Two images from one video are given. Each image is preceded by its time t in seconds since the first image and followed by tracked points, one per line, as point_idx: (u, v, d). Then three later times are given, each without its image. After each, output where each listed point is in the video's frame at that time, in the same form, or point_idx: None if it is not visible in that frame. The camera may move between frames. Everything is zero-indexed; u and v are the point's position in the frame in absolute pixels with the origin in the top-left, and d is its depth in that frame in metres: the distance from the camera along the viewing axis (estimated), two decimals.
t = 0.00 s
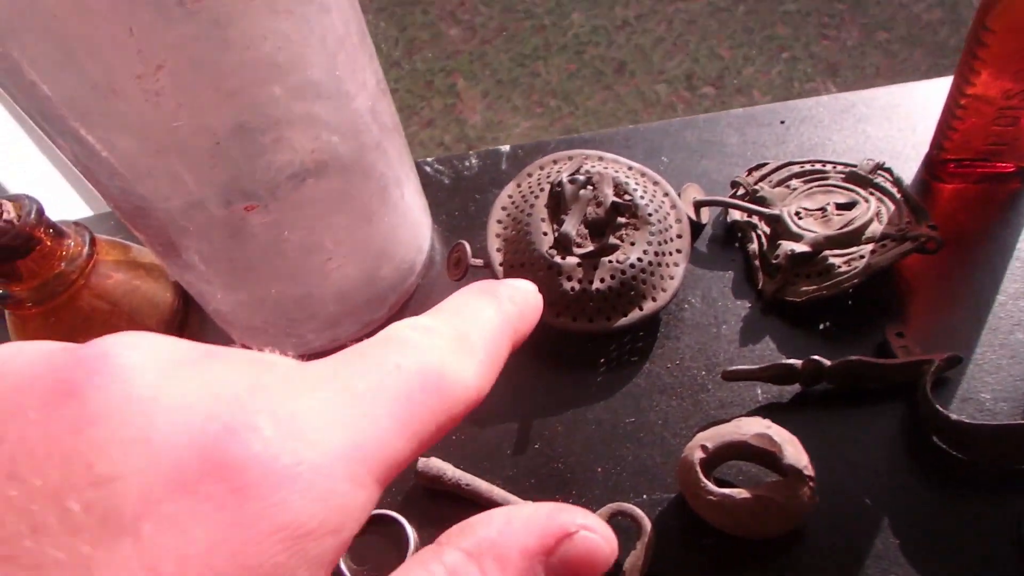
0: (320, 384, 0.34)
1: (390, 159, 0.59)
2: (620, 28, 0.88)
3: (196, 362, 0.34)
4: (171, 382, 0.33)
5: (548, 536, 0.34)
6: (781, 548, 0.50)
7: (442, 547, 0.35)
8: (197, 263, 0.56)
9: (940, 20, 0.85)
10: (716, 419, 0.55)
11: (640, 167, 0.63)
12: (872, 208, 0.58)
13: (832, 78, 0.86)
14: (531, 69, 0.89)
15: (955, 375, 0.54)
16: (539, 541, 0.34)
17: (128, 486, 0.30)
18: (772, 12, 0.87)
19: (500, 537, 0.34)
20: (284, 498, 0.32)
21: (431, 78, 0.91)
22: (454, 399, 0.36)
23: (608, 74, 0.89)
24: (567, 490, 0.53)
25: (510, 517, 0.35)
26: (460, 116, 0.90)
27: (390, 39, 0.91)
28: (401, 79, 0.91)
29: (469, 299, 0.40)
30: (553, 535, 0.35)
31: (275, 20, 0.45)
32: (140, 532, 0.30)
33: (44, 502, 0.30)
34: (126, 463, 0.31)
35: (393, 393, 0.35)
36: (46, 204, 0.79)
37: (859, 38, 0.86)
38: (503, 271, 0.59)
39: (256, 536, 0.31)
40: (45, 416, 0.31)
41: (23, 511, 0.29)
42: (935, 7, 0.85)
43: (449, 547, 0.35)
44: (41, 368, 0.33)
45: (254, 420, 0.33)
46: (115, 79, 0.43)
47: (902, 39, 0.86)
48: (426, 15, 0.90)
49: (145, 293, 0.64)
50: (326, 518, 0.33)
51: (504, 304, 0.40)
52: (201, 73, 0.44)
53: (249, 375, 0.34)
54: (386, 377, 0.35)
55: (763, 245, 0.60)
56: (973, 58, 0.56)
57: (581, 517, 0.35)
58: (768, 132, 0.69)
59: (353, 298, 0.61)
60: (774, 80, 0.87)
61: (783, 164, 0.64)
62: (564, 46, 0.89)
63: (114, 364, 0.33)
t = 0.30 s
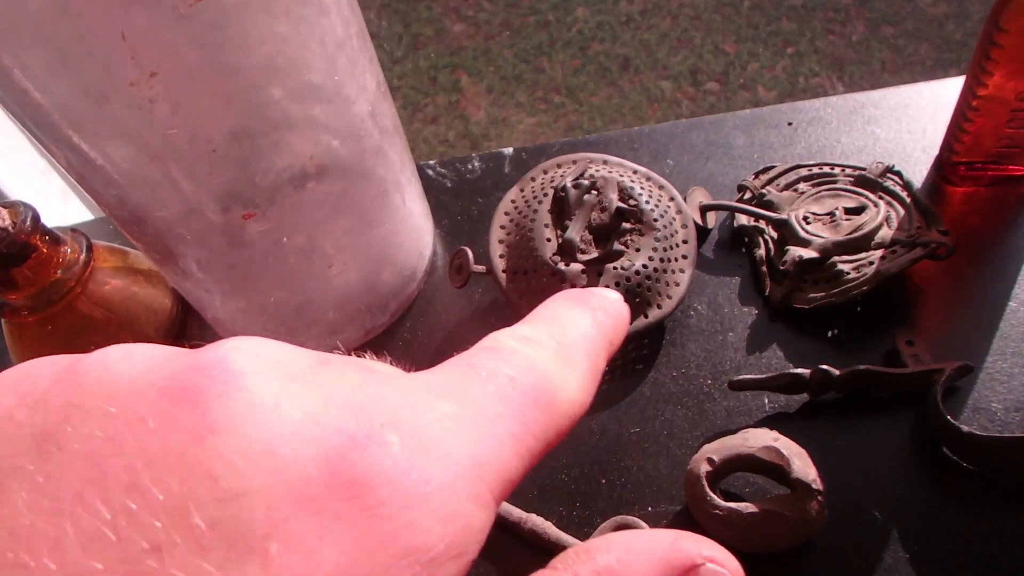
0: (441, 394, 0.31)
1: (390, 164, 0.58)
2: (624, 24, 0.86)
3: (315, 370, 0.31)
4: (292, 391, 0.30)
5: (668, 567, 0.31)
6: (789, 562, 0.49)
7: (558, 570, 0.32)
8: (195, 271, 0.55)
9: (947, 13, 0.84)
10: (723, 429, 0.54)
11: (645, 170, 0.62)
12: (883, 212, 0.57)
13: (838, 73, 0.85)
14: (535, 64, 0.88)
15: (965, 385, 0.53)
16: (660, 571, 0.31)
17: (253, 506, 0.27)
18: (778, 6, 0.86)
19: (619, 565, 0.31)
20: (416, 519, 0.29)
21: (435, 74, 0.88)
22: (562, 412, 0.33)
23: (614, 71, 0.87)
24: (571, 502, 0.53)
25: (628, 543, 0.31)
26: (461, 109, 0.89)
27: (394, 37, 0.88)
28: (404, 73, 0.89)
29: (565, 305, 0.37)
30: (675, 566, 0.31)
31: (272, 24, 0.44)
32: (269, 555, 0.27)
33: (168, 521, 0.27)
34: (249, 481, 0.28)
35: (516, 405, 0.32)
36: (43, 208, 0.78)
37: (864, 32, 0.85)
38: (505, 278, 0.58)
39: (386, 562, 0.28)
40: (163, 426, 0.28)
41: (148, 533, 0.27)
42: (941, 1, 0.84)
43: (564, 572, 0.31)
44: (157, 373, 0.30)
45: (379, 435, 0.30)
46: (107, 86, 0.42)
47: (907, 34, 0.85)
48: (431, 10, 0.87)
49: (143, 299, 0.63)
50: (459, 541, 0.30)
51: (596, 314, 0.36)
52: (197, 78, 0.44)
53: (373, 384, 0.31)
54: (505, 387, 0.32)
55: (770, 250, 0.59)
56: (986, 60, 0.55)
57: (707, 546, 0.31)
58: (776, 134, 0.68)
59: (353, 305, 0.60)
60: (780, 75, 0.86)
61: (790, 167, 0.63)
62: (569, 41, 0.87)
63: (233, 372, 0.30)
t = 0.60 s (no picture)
0: (359, 382, 0.34)
1: (400, 175, 0.59)
2: (624, 26, 0.88)
3: (236, 364, 0.34)
4: (216, 383, 0.32)
5: (574, 544, 0.34)
6: (784, 564, 0.51)
7: (469, 558, 0.34)
8: (210, 278, 0.57)
9: (941, 18, 0.85)
10: (722, 435, 0.56)
11: (647, 182, 0.64)
12: (875, 225, 0.59)
13: (833, 76, 0.88)
14: (535, 65, 0.89)
15: (955, 393, 0.55)
16: (567, 550, 0.34)
17: (179, 489, 0.30)
18: (775, 9, 0.87)
19: (528, 547, 0.34)
20: (335, 498, 0.32)
21: (437, 73, 0.90)
22: (487, 390, 0.36)
23: (613, 71, 0.89)
24: (575, 505, 0.54)
25: (538, 527, 0.34)
26: (465, 111, 0.91)
27: (394, 36, 0.90)
28: (405, 73, 0.90)
29: (494, 293, 0.40)
30: (578, 543, 0.34)
31: (291, 47, 0.46)
32: (194, 533, 0.29)
33: (98, 505, 0.29)
34: (174, 466, 0.30)
35: (431, 389, 0.35)
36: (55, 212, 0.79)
37: (860, 37, 0.87)
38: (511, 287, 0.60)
39: (307, 537, 0.31)
40: (90, 418, 0.31)
41: (72, 518, 0.28)
42: (935, 6, 0.85)
43: (477, 558, 0.33)
44: (81, 369, 0.32)
45: (298, 420, 0.33)
46: (133, 105, 0.44)
47: (903, 38, 0.86)
48: (433, 10, 0.88)
49: (156, 304, 0.65)
50: (372, 519, 0.32)
51: (534, 297, 0.41)
52: (219, 97, 0.45)
53: (292, 375, 0.34)
54: (424, 373, 0.35)
55: (768, 261, 0.61)
56: (973, 80, 0.57)
57: (602, 524, 0.35)
58: (773, 148, 0.70)
59: (363, 312, 0.62)
60: (777, 79, 0.88)
61: (787, 180, 0.65)
62: (569, 42, 0.89)
63: (158, 368, 0.32)
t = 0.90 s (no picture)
0: (407, 385, 0.37)
1: (405, 180, 0.59)
2: (621, 27, 0.88)
3: (298, 370, 0.36)
4: (281, 386, 0.35)
5: (600, 546, 0.37)
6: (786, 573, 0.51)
7: (506, 559, 0.37)
8: (213, 283, 0.57)
9: (939, 23, 0.85)
10: (725, 442, 0.56)
11: (651, 188, 0.64)
12: (879, 233, 0.59)
13: (830, 79, 0.88)
14: (534, 66, 0.90)
15: (956, 402, 0.55)
16: (595, 550, 0.37)
17: (260, 477, 0.33)
18: (773, 13, 0.87)
19: (559, 548, 0.37)
20: (396, 486, 0.35)
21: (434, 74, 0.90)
22: (507, 398, 0.39)
23: (611, 73, 0.89)
24: (577, 512, 0.55)
25: (566, 532, 0.38)
26: (462, 111, 0.91)
27: (394, 36, 0.90)
28: (404, 73, 0.91)
29: (508, 305, 0.43)
30: (605, 545, 0.37)
31: (297, 50, 0.46)
32: (276, 516, 0.32)
33: (188, 490, 0.32)
34: (255, 457, 0.33)
35: (469, 393, 0.38)
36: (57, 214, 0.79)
37: (859, 40, 0.86)
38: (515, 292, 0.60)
39: (374, 519, 0.34)
40: (173, 415, 0.33)
41: (167, 501, 0.31)
42: (933, 11, 0.85)
43: (512, 557, 0.37)
44: (161, 375, 0.35)
45: (359, 417, 0.35)
46: (137, 109, 0.43)
47: (900, 41, 0.86)
48: (431, 9, 0.89)
49: (156, 308, 0.65)
50: (428, 506, 0.36)
51: (535, 311, 0.44)
52: (224, 101, 0.45)
53: (348, 378, 0.37)
54: (462, 379, 0.38)
55: (771, 267, 0.61)
56: (978, 89, 0.57)
57: (626, 531, 0.38)
58: (777, 154, 0.70)
59: (366, 317, 0.62)
60: (774, 82, 0.88)
61: (790, 188, 0.65)
62: (567, 43, 0.89)
63: (233, 371, 0.35)
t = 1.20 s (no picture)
0: (398, 375, 0.37)
1: (394, 182, 0.58)
2: (615, 26, 0.90)
3: (294, 359, 0.37)
4: (277, 375, 0.35)
5: (597, 537, 0.37)
6: None
7: (504, 547, 0.37)
8: (200, 287, 0.56)
9: (931, 20, 0.87)
10: (720, 446, 0.55)
11: (643, 189, 0.63)
12: (873, 233, 0.59)
13: (823, 76, 0.87)
14: (527, 65, 0.91)
15: (953, 403, 0.55)
16: (591, 541, 0.37)
17: (258, 459, 0.33)
18: (766, 12, 0.89)
19: (556, 537, 0.37)
20: (390, 469, 0.35)
21: (427, 74, 0.91)
22: (495, 390, 0.39)
23: (604, 72, 0.90)
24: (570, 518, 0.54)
25: (563, 522, 0.37)
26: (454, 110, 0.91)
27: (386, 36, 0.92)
28: (396, 74, 0.91)
29: (495, 300, 0.43)
30: (602, 537, 0.37)
31: (282, 50, 0.45)
32: (274, 496, 0.32)
33: (189, 471, 0.32)
34: (253, 440, 0.33)
35: (458, 384, 0.38)
36: (42, 218, 0.77)
37: (851, 38, 0.87)
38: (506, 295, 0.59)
39: (369, 502, 0.34)
40: (172, 402, 0.33)
41: (168, 482, 0.31)
42: (925, 8, 0.87)
43: (509, 546, 0.37)
44: (161, 364, 0.35)
45: (352, 404, 0.36)
46: (117, 112, 0.42)
47: (891, 40, 0.87)
48: (423, 10, 0.93)
49: (142, 312, 0.64)
50: (422, 490, 0.36)
51: (519, 309, 0.43)
52: (206, 103, 0.44)
53: (343, 368, 0.37)
54: (451, 369, 0.38)
55: (766, 268, 0.61)
56: (974, 87, 0.56)
57: (624, 523, 0.38)
58: (771, 153, 0.69)
59: (355, 321, 0.61)
60: (768, 79, 0.88)
61: (784, 188, 0.64)
62: (561, 42, 0.91)
63: (231, 361, 0.35)
